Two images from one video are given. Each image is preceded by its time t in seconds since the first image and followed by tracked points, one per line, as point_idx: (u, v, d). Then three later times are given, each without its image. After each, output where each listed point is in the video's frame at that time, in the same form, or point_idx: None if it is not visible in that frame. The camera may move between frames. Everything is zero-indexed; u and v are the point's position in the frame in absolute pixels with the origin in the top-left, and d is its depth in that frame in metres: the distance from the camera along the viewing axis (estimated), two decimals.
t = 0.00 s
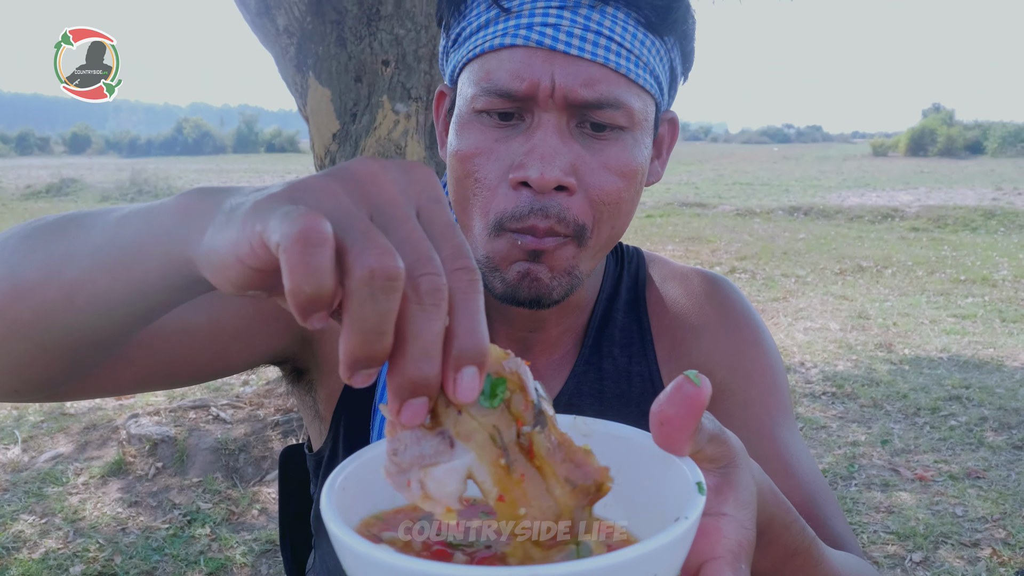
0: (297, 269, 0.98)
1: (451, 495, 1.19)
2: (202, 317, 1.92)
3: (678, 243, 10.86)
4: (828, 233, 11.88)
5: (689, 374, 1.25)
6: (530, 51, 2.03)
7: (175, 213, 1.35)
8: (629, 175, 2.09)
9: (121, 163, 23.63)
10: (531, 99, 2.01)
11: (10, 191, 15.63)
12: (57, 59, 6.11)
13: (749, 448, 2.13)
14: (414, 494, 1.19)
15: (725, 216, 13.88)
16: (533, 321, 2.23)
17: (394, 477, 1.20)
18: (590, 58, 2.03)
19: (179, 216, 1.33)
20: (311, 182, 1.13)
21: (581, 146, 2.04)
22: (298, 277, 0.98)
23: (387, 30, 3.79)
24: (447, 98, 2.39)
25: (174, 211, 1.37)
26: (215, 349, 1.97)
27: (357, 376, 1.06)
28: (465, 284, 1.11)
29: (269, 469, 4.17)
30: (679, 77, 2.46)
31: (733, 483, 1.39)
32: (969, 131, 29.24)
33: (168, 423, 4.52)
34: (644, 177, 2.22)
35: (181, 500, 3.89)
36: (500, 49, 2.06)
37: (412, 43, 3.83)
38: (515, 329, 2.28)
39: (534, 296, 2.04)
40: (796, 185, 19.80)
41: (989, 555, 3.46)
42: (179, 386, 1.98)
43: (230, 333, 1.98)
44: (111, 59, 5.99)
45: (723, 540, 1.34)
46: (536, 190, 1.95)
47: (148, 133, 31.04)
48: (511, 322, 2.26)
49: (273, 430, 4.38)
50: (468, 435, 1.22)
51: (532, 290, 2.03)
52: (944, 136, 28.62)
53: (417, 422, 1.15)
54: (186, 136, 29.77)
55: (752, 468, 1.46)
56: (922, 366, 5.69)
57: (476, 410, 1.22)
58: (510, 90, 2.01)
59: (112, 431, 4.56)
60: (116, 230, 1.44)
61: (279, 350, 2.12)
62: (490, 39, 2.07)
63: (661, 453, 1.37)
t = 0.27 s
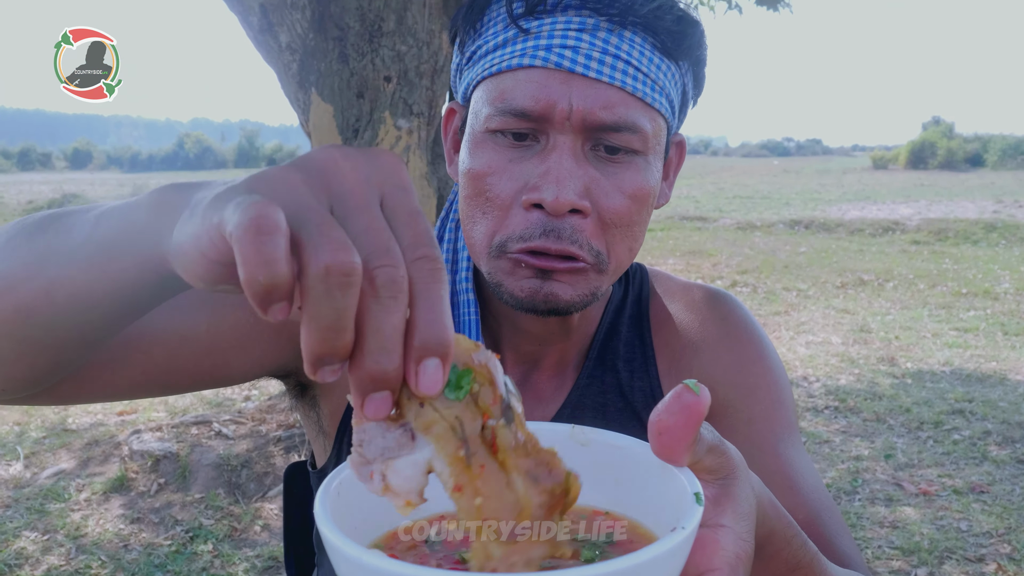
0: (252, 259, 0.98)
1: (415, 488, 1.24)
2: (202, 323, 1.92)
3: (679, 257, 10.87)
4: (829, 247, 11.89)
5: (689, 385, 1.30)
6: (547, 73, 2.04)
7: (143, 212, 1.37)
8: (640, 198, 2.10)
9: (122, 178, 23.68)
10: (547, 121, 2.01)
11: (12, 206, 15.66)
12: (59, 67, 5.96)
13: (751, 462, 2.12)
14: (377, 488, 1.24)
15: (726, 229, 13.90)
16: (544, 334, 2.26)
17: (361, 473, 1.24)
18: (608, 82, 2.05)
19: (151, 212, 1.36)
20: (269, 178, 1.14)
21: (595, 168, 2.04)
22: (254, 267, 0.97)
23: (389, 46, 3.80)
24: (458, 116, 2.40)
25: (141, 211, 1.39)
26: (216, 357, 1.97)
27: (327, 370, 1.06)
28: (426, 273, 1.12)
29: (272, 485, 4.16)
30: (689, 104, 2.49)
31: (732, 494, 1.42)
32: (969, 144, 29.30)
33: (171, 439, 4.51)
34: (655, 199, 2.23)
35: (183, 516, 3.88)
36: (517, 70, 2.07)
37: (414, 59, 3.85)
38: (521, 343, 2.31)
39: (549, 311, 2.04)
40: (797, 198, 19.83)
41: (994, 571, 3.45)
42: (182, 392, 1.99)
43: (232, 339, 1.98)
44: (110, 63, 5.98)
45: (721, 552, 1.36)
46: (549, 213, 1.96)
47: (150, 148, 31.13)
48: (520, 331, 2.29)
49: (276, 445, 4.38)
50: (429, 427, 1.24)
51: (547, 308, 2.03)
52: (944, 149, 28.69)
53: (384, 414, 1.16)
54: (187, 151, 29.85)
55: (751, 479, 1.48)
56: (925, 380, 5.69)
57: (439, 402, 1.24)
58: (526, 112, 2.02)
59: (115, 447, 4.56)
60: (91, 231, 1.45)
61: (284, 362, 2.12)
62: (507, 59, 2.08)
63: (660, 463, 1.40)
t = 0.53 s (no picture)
0: (223, 213, 1.03)
1: (420, 415, 1.30)
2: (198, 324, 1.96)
3: (681, 259, 10.87)
4: (831, 249, 11.89)
5: (673, 348, 1.30)
6: (552, 58, 2.06)
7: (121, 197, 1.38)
8: (643, 188, 2.10)
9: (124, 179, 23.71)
10: (550, 105, 2.02)
11: (15, 207, 15.66)
12: (60, 65, 5.91)
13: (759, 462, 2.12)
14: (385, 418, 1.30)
15: (728, 232, 13.90)
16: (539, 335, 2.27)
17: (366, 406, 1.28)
18: (612, 69, 2.05)
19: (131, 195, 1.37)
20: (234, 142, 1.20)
21: (596, 154, 2.04)
22: (224, 221, 1.03)
23: (392, 49, 3.81)
24: (464, 114, 2.43)
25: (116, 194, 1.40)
26: (211, 357, 2.00)
27: (314, 320, 1.11)
28: (401, 206, 1.16)
29: (274, 486, 4.17)
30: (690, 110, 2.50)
31: (718, 460, 1.43)
32: (971, 147, 29.30)
33: (173, 439, 4.52)
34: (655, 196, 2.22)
35: (186, 516, 3.89)
36: (522, 57, 2.09)
37: (417, 61, 3.86)
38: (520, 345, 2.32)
39: (549, 292, 2.02)
40: (799, 201, 19.82)
41: (995, 572, 3.46)
42: (176, 391, 2.02)
43: (227, 340, 2.01)
44: (112, 63, 5.89)
45: (701, 510, 1.38)
46: (550, 192, 1.95)
47: (153, 150, 31.17)
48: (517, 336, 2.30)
49: (278, 446, 4.39)
50: (428, 352, 1.29)
51: (547, 286, 2.00)
52: (946, 152, 28.69)
53: (386, 352, 1.19)
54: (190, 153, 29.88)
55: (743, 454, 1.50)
56: (927, 382, 5.69)
57: (436, 328, 1.30)
58: (530, 94, 2.03)
59: (117, 448, 4.57)
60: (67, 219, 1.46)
61: (279, 362, 2.15)
62: (513, 46, 2.11)
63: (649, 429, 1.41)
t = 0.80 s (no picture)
0: (251, 291, 1.15)
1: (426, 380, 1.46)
2: (177, 346, 1.93)
3: (678, 266, 10.89)
4: (828, 256, 11.92)
5: (663, 358, 1.31)
6: (574, 64, 2.06)
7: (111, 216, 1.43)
8: (653, 204, 2.09)
9: (122, 185, 23.72)
10: (567, 111, 2.02)
11: (12, 212, 15.66)
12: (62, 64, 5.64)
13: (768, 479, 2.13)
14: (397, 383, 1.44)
15: (726, 239, 13.93)
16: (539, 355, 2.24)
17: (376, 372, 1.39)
18: (632, 81, 2.05)
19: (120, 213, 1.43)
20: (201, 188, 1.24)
21: (609, 166, 2.03)
22: (259, 295, 1.15)
23: (392, 56, 3.82)
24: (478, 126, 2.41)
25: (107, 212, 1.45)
26: (194, 379, 1.98)
27: (358, 339, 1.23)
28: (380, 205, 1.24)
29: (273, 492, 4.18)
30: (702, 145, 2.48)
31: (709, 460, 1.46)
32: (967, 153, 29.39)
33: (172, 445, 4.52)
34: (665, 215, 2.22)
35: (184, 522, 3.89)
36: (545, 61, 2.08)
37: (417, 68, 3.84)
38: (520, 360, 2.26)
39: (549, 310, 1.98)
40: (796, 207, 19.86)
41: None
42: (164, 410, 2.02)
43: (211, 361, 2.00)
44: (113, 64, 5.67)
45: (686, 502, 1.40)
46: (558, 197, 1.93)
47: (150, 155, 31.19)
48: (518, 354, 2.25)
49: (277, 452, 4.39)
50: (433, 330, 1.45)
51: (547, 302, 1.96)
52: (943, 159, 28.77)
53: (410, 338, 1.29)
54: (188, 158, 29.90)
55: (738, 456, 1.52)
56: (924, 389, 5.70)
57: (437, 305, 1.46)
58: (547, 100, 2.03)
59: (116, 453, 4.57)
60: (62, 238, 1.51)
61: (268, 379, 2.15)
62: (536, 51, 2.10)
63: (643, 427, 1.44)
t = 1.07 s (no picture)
0: (300, 242, 1.25)
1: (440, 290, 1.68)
2: (153, 356, 1.81)
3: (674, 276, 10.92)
4: (823, 267, 11.96)
5: (633, 375, 1.30)
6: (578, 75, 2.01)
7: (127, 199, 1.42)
8: (653, 227, 1.95)
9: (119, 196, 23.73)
10: (567, 122, 1.94)
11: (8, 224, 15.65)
12: (55, 63, 5.14)
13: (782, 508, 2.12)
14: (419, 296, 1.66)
15: (721, 249, 13.98)
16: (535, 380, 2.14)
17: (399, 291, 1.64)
18: (637, 95, 2.00)
19: (138, 197, 1.42)
20: (225, 155, 1.31)
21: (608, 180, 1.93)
22: (308, 245, 1.25)
23: (389, 68, 3.84)
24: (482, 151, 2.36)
25: (119, 194, 1.44)
26: (170, 391, 1.86)
27: (385, 266, 1.35)
28: (380, 147, 1.35)
29: (269, 503, 4.17)
30: (706, 182, 2.41)
31: (685, 472, 1.47)
32: (961, 165, 29.56)
33: (168, 456, 4.51)
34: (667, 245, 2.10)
35: (181, 534, 3.88)
36: (549, 73, 2.05)
37: (414, 81, 3.88)
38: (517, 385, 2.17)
39: (521, 339, 1.86)
40: (791, 219, 19.94)
41: None
42: (139, 426, 1.90)
43: (190, 375, 1.88)
44: (113, 62, 5.16)
45: (656, 506, 1.41)
46: (551, 204, 1.82)
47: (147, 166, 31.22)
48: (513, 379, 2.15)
49: (273, 463, 4.38)
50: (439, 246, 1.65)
51: (520, 332, 1.84)
52: (938, 170, 28.91)
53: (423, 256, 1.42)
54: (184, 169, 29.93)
55: (721, 470, 1.53)
56: (919, 399, 5.71)
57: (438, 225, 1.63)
58: (548, 109, 1.96)
59: (112, 465, 4.56)
60: (64, 221, 1.46)
61: (253, 397, 2.06)
62: (543, 63, 2.07)
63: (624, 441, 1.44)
